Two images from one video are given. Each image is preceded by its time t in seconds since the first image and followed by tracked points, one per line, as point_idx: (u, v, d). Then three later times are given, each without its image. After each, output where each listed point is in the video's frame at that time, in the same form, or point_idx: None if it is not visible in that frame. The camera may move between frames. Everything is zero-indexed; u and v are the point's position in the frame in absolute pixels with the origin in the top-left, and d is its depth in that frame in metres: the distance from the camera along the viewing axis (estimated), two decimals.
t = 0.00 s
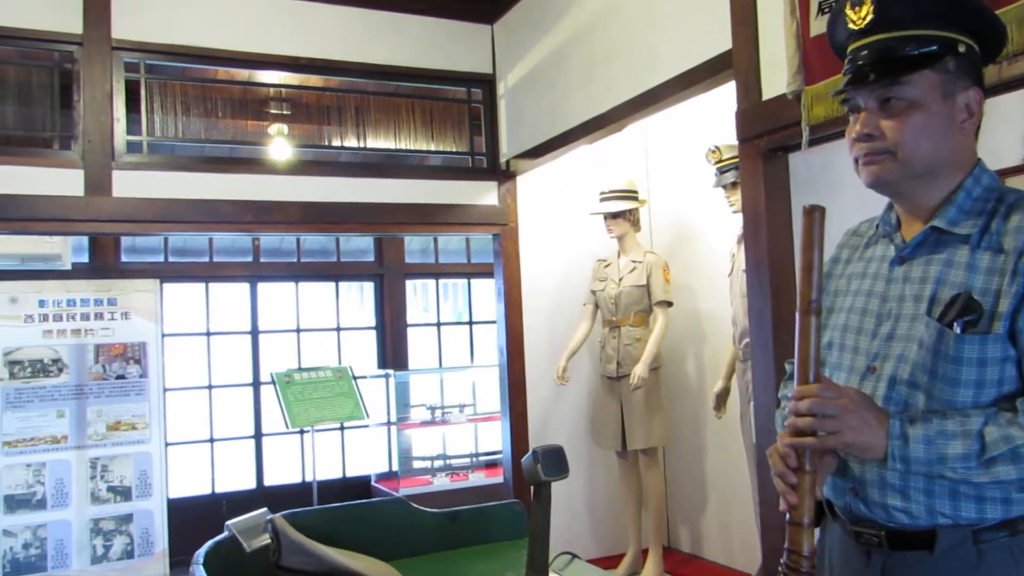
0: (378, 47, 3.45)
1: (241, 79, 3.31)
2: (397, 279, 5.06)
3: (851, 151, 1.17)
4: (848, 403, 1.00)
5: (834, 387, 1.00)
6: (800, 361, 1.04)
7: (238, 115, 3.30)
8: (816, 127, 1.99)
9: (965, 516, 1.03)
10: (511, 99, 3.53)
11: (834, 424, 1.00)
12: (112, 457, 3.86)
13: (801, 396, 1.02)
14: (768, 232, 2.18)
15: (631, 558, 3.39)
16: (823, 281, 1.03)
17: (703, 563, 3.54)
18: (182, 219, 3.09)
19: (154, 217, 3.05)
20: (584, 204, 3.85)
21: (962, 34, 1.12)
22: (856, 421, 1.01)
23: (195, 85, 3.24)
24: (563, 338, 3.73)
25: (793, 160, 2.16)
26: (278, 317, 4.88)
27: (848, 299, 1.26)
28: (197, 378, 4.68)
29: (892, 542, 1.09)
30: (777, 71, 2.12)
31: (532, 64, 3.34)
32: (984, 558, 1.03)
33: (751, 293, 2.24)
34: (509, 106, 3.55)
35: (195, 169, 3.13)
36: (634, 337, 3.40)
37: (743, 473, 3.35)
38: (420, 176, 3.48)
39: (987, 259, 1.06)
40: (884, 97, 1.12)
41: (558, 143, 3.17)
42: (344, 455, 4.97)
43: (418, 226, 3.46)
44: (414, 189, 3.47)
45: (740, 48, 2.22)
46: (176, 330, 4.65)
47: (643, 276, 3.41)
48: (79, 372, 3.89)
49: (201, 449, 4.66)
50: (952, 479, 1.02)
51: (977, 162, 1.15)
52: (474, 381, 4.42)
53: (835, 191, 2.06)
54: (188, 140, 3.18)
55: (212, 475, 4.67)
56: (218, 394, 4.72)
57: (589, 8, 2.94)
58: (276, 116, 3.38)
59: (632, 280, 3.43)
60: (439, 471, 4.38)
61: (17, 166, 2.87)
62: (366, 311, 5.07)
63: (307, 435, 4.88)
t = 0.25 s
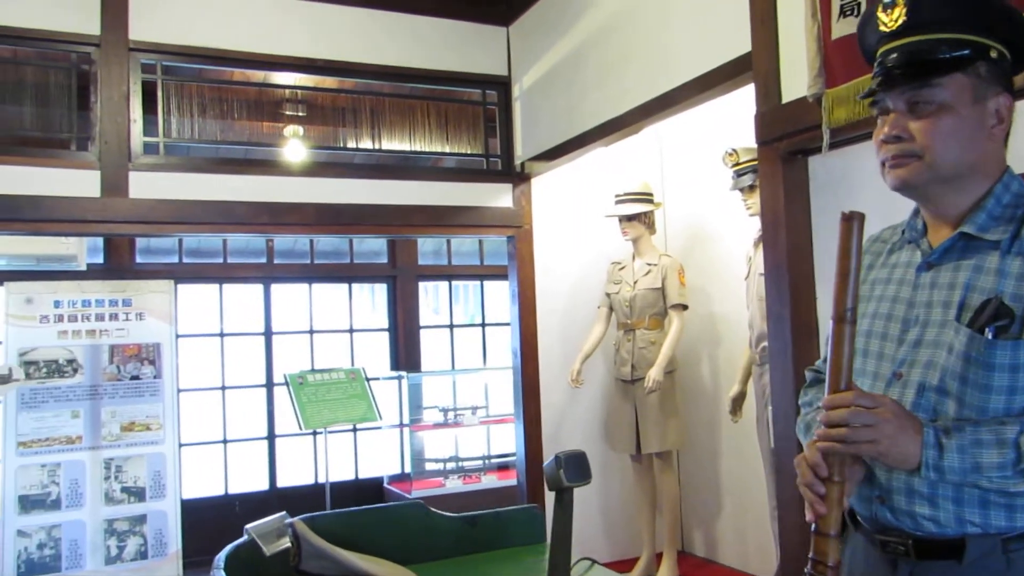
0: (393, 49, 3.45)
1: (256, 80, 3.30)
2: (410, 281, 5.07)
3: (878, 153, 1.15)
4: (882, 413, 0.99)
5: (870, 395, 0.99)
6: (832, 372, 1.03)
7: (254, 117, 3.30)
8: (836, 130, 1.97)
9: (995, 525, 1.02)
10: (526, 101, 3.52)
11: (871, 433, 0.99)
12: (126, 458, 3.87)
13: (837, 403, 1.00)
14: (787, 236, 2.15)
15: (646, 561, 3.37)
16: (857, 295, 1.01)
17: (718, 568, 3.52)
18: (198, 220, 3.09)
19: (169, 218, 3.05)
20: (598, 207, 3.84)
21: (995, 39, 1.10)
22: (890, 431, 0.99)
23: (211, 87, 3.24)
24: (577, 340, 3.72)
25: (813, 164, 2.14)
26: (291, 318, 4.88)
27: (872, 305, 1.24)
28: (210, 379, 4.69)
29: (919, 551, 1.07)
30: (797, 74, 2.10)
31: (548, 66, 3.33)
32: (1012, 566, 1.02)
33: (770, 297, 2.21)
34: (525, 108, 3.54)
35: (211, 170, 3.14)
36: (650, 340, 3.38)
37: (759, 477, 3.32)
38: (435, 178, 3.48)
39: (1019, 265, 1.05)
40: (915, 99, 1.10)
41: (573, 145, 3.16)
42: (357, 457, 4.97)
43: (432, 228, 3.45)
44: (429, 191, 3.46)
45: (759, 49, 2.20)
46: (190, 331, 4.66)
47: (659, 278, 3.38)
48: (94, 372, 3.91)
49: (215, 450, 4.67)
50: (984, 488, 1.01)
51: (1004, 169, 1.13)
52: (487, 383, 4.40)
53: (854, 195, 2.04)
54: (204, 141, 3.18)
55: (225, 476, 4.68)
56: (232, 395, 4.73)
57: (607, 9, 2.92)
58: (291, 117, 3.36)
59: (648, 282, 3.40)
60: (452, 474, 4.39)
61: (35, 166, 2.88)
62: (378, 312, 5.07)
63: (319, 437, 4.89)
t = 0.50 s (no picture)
0: (404, 49, 3.45)
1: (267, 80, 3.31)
2: (418, 281, 5.06)
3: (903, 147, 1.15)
4: (910, 422, 0.98)
5: (897, 405, 0.99)
6: (854, 381, 1.01)
7: (264, 117, 3.30)
8: (852, 131, 1.95)
9: (1019, 527, 1.00)
10: (537, 102, 3.52)
11: (898, 441, 0.98)
12: (136, 458, 3.87)
13: (862, 412, 0.99)
14: (801, 235, 2.11)
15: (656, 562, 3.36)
16: (876, 299, 0.99)
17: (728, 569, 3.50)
18: (209, 220, 3.09)
19: (180, 218, 3.05)
20: (608, 207, 3.83)
21: None
22: (918, 439, 0.98)
23: (223, 86, 3.24)
24: (587, 341, 3.71)
25: (828, 164, 2.11)
26: (300, 319, 4.88)
27: (891, 305, 1.23)
28: (219, 379, 4.69)
29: (941, 553, 1.06)
30: (813, 75, 2.09)
31: (559, 66, 3.33)
32: None
33: (784, 298, 2.18)
34: (535, 108, 3.53)
35: (221, 170, 3.14)
36: (660, 341, 3.37)
37: (770, 479, 3.31)
38: (445, 178, 3.47)
39: None
40: (942, 93, 1.10)
41: (585, 145, 3.15)
42: (365, 457, 4.97)
43: (442, 228, 3.45)
44: (439, 191, 3.46)
45: (775, 49, 2.19)
46: (198, 331, 4.66)
47: (669, 279, 3.36)
48: (103, 372, 3.91)
49: (223, 449, 4.67)
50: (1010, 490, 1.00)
51: None
52: (495, 384, 4.37)
53: (869, 196, 2.03)
54: (215, 141, 3.18)
55: (234, 476, 4.68)
56: (240, 395, 4.73)
57: (619, 9, 2.91)
58: (302, 117, 3.38)
59: (658, 283, 3.39)
60: (460, 474, 4.41)
61: (47, 166, 2.89)
62: (386, 313, 5.07)
63: (327, 437, 4.88)
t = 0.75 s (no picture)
0: (411, 48, 3.45)
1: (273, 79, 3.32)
2: (424, 281, 5.06)
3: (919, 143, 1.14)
4: (929, 420, 0.97)
5: (917, 404, 0.97)
6: (872, 381, 0.99)
7: (271, 116, 3.29)
8: (864, 129, 1.94)
9: None
10: (544, 101, 3.52)
11: (920, 441, 0.96)
12: (142, 458, 3.88)
13: (882, 412, 0.97)
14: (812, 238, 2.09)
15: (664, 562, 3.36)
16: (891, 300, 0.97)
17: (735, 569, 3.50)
18: (217, 219, 3.09)
19: (188, 217, 3.05)
20: (616, 207, 3.83)
21: None
22: (939, 437, 0.97)
23: (231, 86, 3.24)
24: (594, 341, 3.70)
25: (838, 162, 2.07)
26: (306, 318, 4.88)
27: (908, 303, 1.21)
28: (225, 379, 4.70)
29: (962, 550, 1.05)
30: (825, 72, 2.08)
31: (567, 65, 3.33)
32: None
33: (793, 297, 2.16)
34: (543, 107, 3.53)
35: (229, 169, 3.14)
36: (668, 340, 3.36)
37: (778, 478, 3.30)
38: (452, 177, 3.47)
39: None
40: (961, 88, 1.09)
41: (592, 144, 3.15)
42: (371, 457, 4.97)
43: (450, 228, 3.44)
44: (446, 190, 3.46)
45: (786, 47, 2.18)
46: (205, 331, 4.66)
47: (677, 279, 3.36)
48: (110, 372, 3.90)
49: (229, 449, 4.67)
50: None
51: None
52: (500, 383, 4.34)
53: (881, 193, 1.97)
54: (222, 140, 3.18)
55: (240, 477, 4.68)
56: (247, 395, 4.73)
57: (627, 8, 2.91)
58: (309, 117, 3.36)
59: (665, 283, 3.39)
60: (466, 474, 4.39)
61: (56, 165, 2.89)
62: (392, 313, 5.07)
63: (333, 437, 4.88)
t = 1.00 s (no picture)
0: (415, 48, 3.45)
1: (278, 79, 3.33)
2: (428, 281, 5.06)
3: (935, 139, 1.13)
4: (947, 418, 0.96)
5: (936, 401, 0.96)
6: (890, 378, 0.97)
7: (276, 117, 3.31)
8: (873, 125, 1.93)
9: None
10: (548, 100, 3.52)
11: (940, 438, 0.95)
12: (147, 458, 3.87)
13: (901, 411, 0.96)
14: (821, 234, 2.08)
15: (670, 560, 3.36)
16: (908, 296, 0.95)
17: (741, 568, 3.49)
18: (223, 219, 3.09)
19: (194, 217, 3.05)
20: (621, 206, 3.82)
21: None
22: (957, 434, 0.96)
23: (235, 86, 3.24)
24: (599, 340, 3.70)
25: (846, 160, 2.07)
26: (310, 319, 4.88)
27: (925, 298, 1.21)
28: (229, 379, 4.70)
29: (980, 547, 1.05)
30: (833, 69, 2.07)
31: (571, 64, 3.33)
32: None
33: (802, 295, 2.16)
34: (547, 107, 3.53)
35: (234, 169, 3.13)
36: (674, 339, 3.36)
37: (784, 476, 3.30)
38: (456, 176, 3.47)
39: None
40: (977, 84, 1.08)
41: (598, 143, 3.15)
42: (375, 457, 4.97)
43: (454, 227, 3.44)
44: (450, 189, 3.45)
45: (792, 45, 2.18)
46: (209, 332, 4.66)
47: (682, 278, 3.36)
48: (114, 372, 3.90)
49: (234, 450, 4.67)
50: None
51: None
52: (504, 383, 4.32)
53: (891, 190, 1.96)
54: (227, 140, 3.18)
55: (245, 477, 4.68)
56: (251, 395, 4.73)
57: (632, 7, 2.91)
58: (314, 117, 3.38)
59: (671, 281, 3.38)
60: (470, 474, 4.40)
61: (62, 166, 2.89)
62: (396, 313, 5.07)
63: (338, 437, 4.88)
